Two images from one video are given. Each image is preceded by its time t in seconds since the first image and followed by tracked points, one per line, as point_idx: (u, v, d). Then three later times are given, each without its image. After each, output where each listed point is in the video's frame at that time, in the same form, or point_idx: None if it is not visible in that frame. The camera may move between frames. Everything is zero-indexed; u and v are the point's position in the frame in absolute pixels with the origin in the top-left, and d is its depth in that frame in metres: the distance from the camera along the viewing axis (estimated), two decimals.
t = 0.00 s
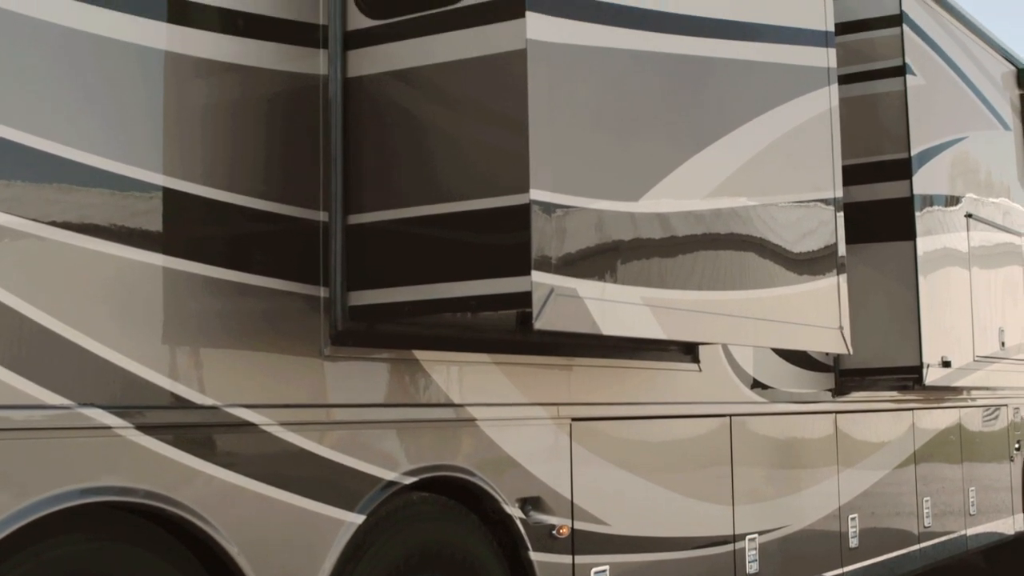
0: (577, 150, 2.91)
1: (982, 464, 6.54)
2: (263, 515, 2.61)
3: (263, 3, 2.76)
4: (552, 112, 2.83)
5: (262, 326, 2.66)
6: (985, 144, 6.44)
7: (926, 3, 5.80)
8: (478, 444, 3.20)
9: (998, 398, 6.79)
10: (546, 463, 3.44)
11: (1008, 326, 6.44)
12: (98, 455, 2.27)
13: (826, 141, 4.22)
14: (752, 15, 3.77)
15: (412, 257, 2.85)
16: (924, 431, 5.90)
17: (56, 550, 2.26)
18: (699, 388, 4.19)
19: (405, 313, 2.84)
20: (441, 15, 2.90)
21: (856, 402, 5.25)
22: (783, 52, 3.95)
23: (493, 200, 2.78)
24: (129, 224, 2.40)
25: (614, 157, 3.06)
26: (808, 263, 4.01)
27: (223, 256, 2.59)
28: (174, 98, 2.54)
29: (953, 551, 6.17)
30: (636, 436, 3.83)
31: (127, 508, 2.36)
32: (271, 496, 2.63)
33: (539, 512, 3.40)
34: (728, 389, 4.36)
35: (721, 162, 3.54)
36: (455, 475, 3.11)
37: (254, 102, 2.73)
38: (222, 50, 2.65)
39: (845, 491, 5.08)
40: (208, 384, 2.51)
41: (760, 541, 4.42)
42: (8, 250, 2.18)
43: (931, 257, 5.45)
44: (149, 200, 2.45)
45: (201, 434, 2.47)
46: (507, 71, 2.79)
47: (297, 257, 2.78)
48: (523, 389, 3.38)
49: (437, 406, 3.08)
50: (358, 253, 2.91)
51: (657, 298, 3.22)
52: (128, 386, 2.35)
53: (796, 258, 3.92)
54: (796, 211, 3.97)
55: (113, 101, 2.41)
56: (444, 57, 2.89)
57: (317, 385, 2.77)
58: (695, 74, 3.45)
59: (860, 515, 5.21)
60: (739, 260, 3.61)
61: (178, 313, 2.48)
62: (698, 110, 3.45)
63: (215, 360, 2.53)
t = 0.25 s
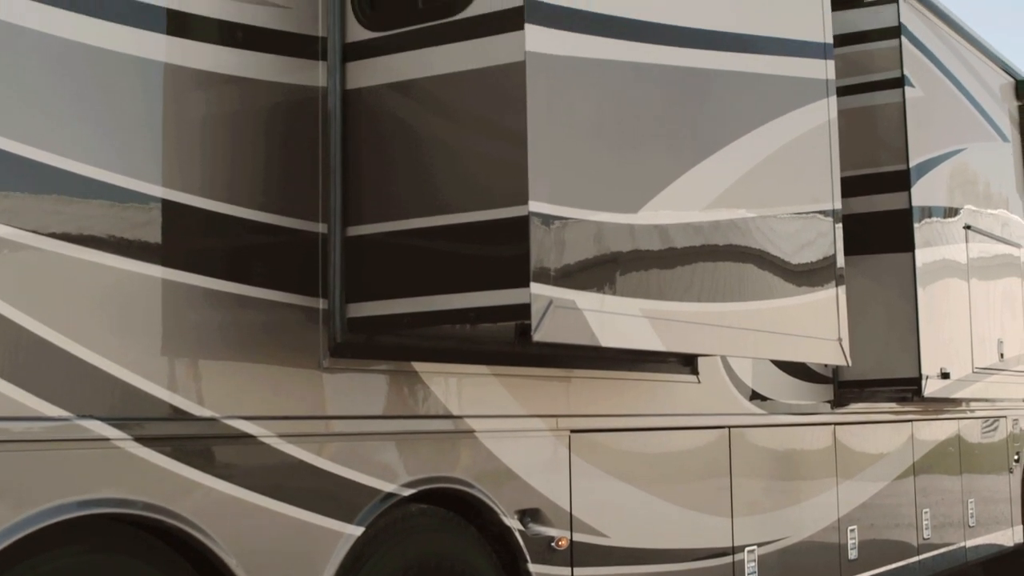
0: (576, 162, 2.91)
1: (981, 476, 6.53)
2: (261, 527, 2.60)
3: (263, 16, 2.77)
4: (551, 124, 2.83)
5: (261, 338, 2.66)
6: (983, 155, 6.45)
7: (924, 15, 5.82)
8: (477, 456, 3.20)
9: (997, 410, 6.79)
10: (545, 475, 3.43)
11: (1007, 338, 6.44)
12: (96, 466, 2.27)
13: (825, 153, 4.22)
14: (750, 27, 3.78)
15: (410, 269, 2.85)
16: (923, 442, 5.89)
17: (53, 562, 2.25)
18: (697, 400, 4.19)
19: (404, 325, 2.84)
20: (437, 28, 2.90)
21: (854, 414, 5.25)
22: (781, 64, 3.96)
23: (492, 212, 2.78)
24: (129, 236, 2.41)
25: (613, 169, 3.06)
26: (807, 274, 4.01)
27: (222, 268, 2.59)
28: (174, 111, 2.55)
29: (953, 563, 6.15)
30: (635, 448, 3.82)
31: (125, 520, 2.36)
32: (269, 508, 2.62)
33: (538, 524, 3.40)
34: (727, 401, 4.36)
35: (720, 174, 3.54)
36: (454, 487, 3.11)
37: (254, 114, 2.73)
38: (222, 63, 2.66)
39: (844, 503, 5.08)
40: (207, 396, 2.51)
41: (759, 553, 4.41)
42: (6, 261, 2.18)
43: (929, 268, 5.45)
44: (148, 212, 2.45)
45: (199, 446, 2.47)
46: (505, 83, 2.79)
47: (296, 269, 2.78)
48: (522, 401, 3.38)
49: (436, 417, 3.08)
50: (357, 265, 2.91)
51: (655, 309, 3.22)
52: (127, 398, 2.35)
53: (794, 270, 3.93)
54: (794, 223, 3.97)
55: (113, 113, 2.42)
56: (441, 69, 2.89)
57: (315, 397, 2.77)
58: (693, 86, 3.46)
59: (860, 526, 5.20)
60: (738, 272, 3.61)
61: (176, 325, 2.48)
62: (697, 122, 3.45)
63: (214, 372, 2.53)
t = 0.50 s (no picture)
0: (574, 174, 2.91)
1: (980, 487, 6.52)
2: (259, 539, 2.60)
3: (263, 28, 2.78)
4: (549, 136, 2.84)
5: (259, 350, 2.66)
6: (982, 167, 6.45)
7: (922, 27, 5.83)
8: (475, 468, 3.20)
9: (996, 422, 6.78)
10: (544, 487, 3.43)
11: (1006, 349, 6.44)
12: (94, 478, 2.27)
13: (823, 164, 4.23)
14: (749, 40, 3.79)
15: (409, 281, 2.85)
16: (922, 454, 5.89)
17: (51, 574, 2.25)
18: (696, 412, 4.18)
19: (403, 336, 2.84)
20: (434, 41, 2.90)
21: (854, 425, 5.25)
22: (779, 76, 3.97)
23: (490, 224, 2.78)
24: (129, 247, 2.41)
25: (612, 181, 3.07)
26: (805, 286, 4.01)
27: (221, 279, 2.60)
28: (174, 122, 2.55)
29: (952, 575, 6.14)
30: (633, 460, 3.82)
31: (123, 531, 2.36)
32: (268, 519, 2.62)
33: (536, 536, 3.39)
34: (725, 413, 4.36)
35: (718, 186, 3.55)
36: (453, 499, 3.11)
37: (253, 126, 2.74)
38: (222, 75, 2.66)
39: (843, 515, 5.07)
40: (205, 408, 2.51)
41: (759, 565, 4.41)
42: (5, 273, 2.19)
43: (928, 279, 5.46)
44: (147, 224, 2.46)
45: (197, 457, 2.47)
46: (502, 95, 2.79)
47: (295, 281, 2.79)
48: (520, 413, 3.38)
49: (434, 429, 3.08)
50: (356, 276, 2.92)
51: (654, 321, 3.22)
52: (126, 409, 2.36)
53: (793, 281, 3.93)
54: (793, 234, 3.98)
55: (113, 125, 2.43)
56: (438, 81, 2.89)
57: (314, 409, 2.77)
58: (691, 98, 3.46)
59: (859, 538, 5.19)
60: (737, 284, 3.61)
61: (175, 337, 2.48)
62: (696, 134, 3.46)
63: (212, 383, 2.53)
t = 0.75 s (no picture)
0: (574, 186, 2.92)
1: (980, 499, 6.52)
2: (258, 551, 2.60)
3: (262, 41, 2.79)
4: (547, 148, 2.84)
5: (259, 362, 2.66)
6: (980, 178, 6.46)
7: (920, 39, 5.85)
8: (475, 480, 3.20)
9: (995, 433, 6.78)
10: (543, 499, 3.42)
11: (1005, 361, 6.44)
12: (93, 490, 2.27)
13: (822, 176, 4.24)
14: (748, 52, 3.80)
15: (408, 292, 2.85)
16: (921, 466, 5.88)
17: None
18: (696, 424, 4.18)
19: (402, 348, 2.84)
20: (432, 53, 2.90)
21: (853, 437, 5.25)
22: (778, 88, 3.98)
23: (489, 236, 2.78)
24: (128, 259, 2.42)
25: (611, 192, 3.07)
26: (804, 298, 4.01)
27: (220, 291, 2.60)
28: (173, 134, 2.56)
29: None
30: (632, 472, 3.82)
31: (122, 543, 2.36)
32: (266, 531, 2.62)
33: (536, 548, 3.39)
34: (724, 425, 4.35)
35: (717, 197, 3.55)
36: (452, 511, 3.10)
37: (253, 138, 2.75)
38: (222, 87, 2.67)
39: (843, 526, 5.06)
40: (204, 419, 2.51)
41: None
42: (4, 284, 2.19)
43: (927, 291, 5.46)
44: (146, 236, 2.46)
45: (196, 469, 2.47)
46: (500, 108, 2.79)
47: (294, 293, 2.79)
48: (520, 425, 3.38)
49: (433, 441, 3.08)
50: (355, 288, 2.92)
51: (653, 333, 3.22)
52: (125, 421, 2.36)
53: (792, 292, 3.93)
54: (792, 245, 3.98)
55: (113, 137, 2.44)
56: (437, 93, 2.89)
57: (313, 421, 2.77)
58: (690, 110, 3.47)
59: (859, 550, 5.19)
60: (736, 295, 3.61)
61: (174, 349, 2.48)
62: (695, 146, 3.47)
63: (211, 395, 2.53)
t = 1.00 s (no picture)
0: (573, 198, 2.92)
1: (979, 511, 6.51)
2: (256, 563, 2.60)
3: (262, 53, 2.80)
4: (546, 159, 2.85)
5: (258, 374, 2.67)
6: (979, 190, 6.47)
7: (918, 51, 5.86)
8: (474, 492, 3.19)
9: (994, 444, 6.78)
10: (542, 511, 3.42)
11: (1004, 372, 6.44)
12: (91, 501, 2.28)
13: (820, 187, 4.24)
14: (747, 63, 3.81)
15: (407, 304, 2.86)
16: (921, 477, 5.88)
17: None
18: (695, 436, 4.18)
19: (401, 360, 2.85)
20: (431, 65, 2.91)
21: (852, 449, 5.24)
22: (777, 100, 3.99)
23: (488, 248, 2.78)
24: (127, 271, 2.42)
25: (610, 204, 3.08)
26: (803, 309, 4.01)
27: (219, 303, 2.60)
28: (173, 147, 2.56)
29: None
30: (631, 484, 3.81)
31: (120, 555, 2.36)
32: (265, 543, 2.61)
33: (535, 560, 3.38)
34: (723, 436, 4.35)
35: (716, 209, 3.56)
36: (451, 524, 3.10)
37: (253, 149, 2.75)
38: (222, 99, 2.68)
39: (842, 538, 5.05)
40: (204, 431, 2.51)
41: None
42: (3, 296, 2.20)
43: (926, 302, 5.46)
44: (146, 249, 2.47)
45: (195, 481, 2.47)
46: (499, 119, 2.80)
47: (293, 305, 2.79)
48: (519, 436, 3.38)
49: (433, 453, 3.08)
50: (354, 300, 2.92)
51: (652, 345, 3.22)
52: (124, 433, 2.36)
53: (791, 304, 3.93)
54: (790, 257, 3.98)
55: (113, 149, 2.44)
56: (435, 105, 2.90)
57: (312, 433, 2.77)
58: (689, 121, 3.48)
59: (858, 562, 5.18)
60: (735, 307, 3.62)
61: (173, 361, 2.48)
62: (693, 158, 3.47)
63: (210, 407, 2.54)
